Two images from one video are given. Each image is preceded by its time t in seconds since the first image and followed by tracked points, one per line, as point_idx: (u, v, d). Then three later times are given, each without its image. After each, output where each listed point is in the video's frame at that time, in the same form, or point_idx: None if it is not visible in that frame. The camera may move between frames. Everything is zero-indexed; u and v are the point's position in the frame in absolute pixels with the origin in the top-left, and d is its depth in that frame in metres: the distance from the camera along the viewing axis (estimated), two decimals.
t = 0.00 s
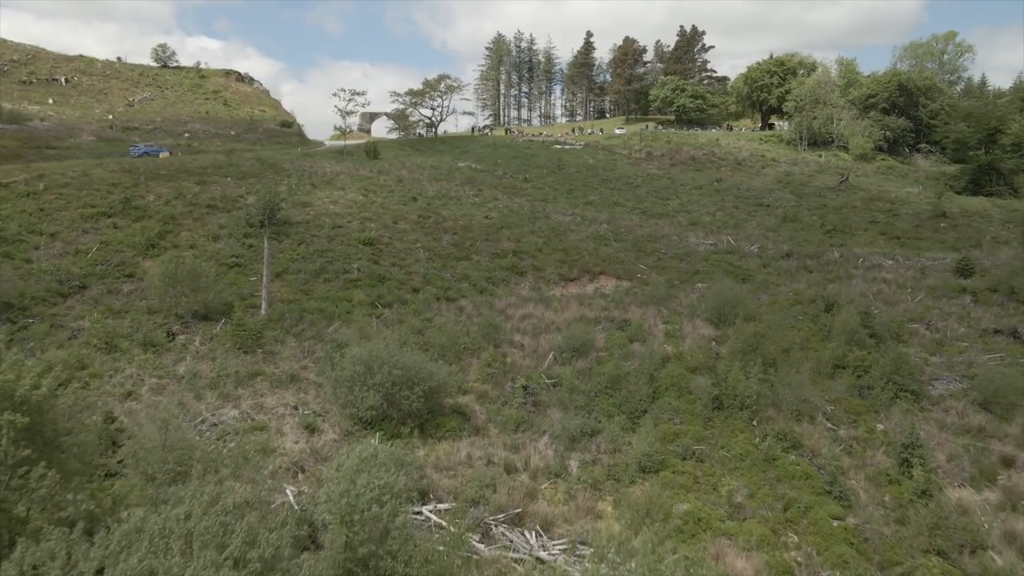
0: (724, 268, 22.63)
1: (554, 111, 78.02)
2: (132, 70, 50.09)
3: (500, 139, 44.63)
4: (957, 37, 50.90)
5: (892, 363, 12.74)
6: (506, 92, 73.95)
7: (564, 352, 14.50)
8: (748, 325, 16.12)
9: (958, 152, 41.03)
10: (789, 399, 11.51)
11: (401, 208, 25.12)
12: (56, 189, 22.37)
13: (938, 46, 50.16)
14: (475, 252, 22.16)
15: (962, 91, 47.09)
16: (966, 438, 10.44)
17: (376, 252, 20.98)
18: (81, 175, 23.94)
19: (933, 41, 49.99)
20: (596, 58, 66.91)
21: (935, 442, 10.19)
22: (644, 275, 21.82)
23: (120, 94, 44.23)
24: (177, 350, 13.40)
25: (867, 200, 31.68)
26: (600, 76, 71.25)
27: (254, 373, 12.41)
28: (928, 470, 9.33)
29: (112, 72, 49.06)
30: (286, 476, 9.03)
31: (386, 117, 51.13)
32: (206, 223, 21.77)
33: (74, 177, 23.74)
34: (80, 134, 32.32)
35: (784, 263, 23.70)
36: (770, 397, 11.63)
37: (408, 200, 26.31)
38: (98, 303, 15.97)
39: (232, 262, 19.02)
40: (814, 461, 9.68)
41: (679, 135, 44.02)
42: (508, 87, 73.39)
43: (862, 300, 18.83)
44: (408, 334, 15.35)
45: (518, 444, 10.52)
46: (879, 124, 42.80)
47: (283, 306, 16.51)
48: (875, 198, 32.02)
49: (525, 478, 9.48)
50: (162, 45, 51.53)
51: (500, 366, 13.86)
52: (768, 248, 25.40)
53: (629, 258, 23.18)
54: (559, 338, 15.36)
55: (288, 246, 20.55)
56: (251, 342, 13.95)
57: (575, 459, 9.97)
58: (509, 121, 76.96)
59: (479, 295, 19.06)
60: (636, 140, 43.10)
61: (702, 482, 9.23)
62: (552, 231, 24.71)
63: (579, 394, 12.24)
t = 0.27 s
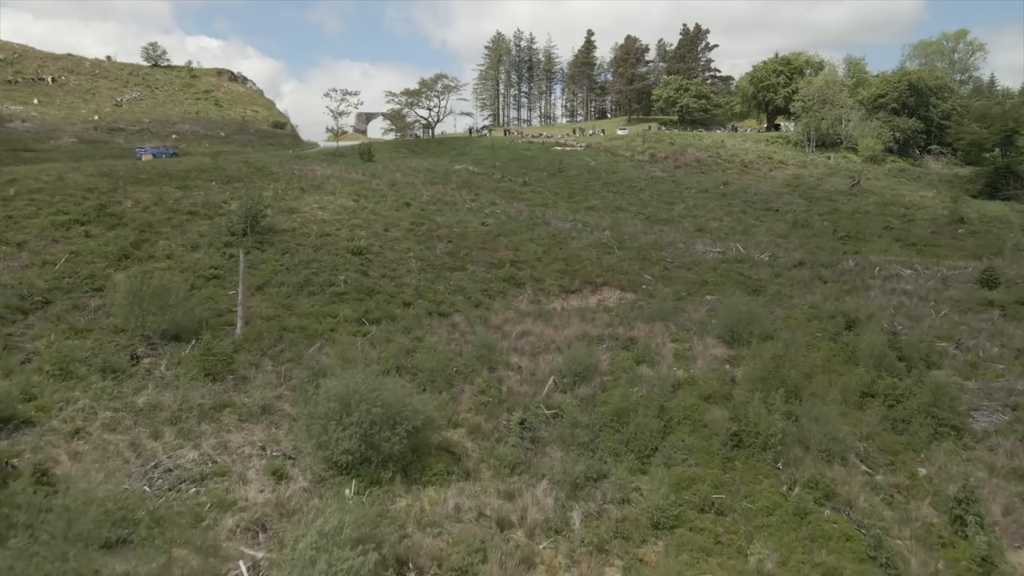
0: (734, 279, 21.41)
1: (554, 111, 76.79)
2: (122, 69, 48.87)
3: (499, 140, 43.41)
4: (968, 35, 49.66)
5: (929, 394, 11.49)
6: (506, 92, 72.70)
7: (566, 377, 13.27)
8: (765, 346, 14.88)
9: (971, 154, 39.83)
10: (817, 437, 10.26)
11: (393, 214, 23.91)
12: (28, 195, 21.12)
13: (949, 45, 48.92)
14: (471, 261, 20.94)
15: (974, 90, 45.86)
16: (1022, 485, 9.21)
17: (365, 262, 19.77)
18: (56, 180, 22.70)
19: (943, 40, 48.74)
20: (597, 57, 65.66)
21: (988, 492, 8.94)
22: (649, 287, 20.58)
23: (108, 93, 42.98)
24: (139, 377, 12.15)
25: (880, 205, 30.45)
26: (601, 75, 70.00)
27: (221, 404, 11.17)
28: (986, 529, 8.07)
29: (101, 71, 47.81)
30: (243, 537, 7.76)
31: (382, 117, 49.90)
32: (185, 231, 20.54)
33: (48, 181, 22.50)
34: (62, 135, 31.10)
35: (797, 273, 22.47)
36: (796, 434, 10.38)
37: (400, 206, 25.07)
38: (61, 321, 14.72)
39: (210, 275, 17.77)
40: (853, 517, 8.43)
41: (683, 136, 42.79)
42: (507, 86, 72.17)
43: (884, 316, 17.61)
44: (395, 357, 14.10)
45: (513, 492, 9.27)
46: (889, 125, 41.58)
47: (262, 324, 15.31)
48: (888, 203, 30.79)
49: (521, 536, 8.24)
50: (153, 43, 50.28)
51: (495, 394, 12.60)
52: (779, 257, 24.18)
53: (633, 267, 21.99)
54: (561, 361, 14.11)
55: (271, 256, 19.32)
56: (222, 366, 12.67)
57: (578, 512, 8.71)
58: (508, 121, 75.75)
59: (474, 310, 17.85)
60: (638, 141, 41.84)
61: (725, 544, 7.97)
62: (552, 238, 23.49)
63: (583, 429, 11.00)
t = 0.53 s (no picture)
0: (744, 289, 20.35)
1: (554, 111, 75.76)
2: (112, 69, 47.83)
3: (498, 142, 42.35)
4: (978, 34, 48.59)
5: (968, 426, 10.42)
6: (505, 92, 71.66)
7: (567, 403, 12.22)
8: (781, 366, 13.82)
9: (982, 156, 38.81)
10: (849, 477, 9.17)
11: (386, 220, 22.85)
12: None
13: (958, 44, 47.85)
14: (466, 271, 19.89)
15: (984, 90, 44.81)
16: None
17: (354, 273, 18.72)
18: (32, 184, 21.64)
19: (953, 39, 47.66)
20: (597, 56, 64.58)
21: None
22: (654, 298, 19.53)
23: (97, 94, 41.94)
24: (100, 405, 11.06)
25: (892, 210, 29.39)
26: (602, 75, 68.92)
27: (187, 439, 10.09)
28: None
29: (90, 71, 46.74)
30: None
31: (379, 118, 48.86)
32: (166, 239, 19.47)
33: (24, 186, 21.43)
34: (44, 137, 30.03)
35: (809, 282, 21.42)
36: (824, 474, 9.29)
37: (394, 212, 24.00)
38: (22, 339, 13.63)
39: (189, 288, 16.70)
40: None
41: (686, 138, 41.73)
42: (506, 86, 71.14)
43: (905, 331, 16.56)
44: (383, 379, 13.04)
45: (508, 543, 8.17)
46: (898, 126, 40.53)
47: (241, 342, 14.26)
48: (901, 207, 29.73)
49: None
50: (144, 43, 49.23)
51: (489, 423, 11.54)
52: (789, 264, 23.12)
53: (638, 277, 20.93)
54: (561, 383, 13.05)
55: (255, 266, 18.25)
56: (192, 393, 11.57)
57: (583, 570, 7.60)
58: (508, 122, 74.73)
59: (469, 324, 16.80)
60: (641, 143, 40.76)
61: None
62: (552, 246, 22.44)
63: (586, 465, 9.92)
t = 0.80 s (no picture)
0: (756, 303, 19.14)
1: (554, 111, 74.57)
2: (101, 68, 46.63)
3: (496, 143, 41.11)
4: (989, 33, 47.35)
5: None
6: (504, 92, 70.40)
7: (569, 439, 10.99)
8: (804, 395, 12.61)
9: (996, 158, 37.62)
10: (895, 537, 7.94)
11: (377, 228, 21.64)
12: None
13: (969, 43, 46.60)
14: (461, 283, 18.70)
15: (997, 90, 43.58)
16: None
17: (341, 285, 17.49)
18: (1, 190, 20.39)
19: (964, 37, 46.36)
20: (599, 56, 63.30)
21: None
22: (661, 313, 18.33)
23: (84, 94, 40.72)
24: (43, 444, 9.81)
25: (907, 215, 28.15)
26: (603, 74, 67.64)
27: (137, 488, 8.85)
28: None
29: (78, 71, 45.51)
30: None
31: (375, 119, 47.62)
32: (140, 248, 18.24)
33: None
34: (23, 139, 28.78)
35: (825, 294, 20.21)
36: (867, 532, 8.07)
37: (385, 219, 22.78)
38: None
39: (161, 303, 15.49)
40: None
41: (691, 139, 40.47)
42: (506, 86, 69.94)
43: (934, 351, 15.34)
44: (365, 409, 11.82)
45: None
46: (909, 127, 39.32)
47: (213, 366, 13.04)
48: (916, 212, 28.50)
49: None
50: (134, 41, 47.98)
51: (482, 463, 10.33)
52: (803, 274, 21.89)
53: (643, 289, 19.73)
54: (563, 414, 11.84)
55: (234, 279, 17.01)
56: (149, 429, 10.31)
57: None
58: (508, 122, 73.52)
59: (463, 343, 15.60)
60: (643, 145, 39.49)
61: None
62: (553, 255, 21.22)
63: (592, 517, 8.70)
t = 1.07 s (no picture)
0: (768, 315, 18.10)
1: (555, 112, 73.54)
2: (91, 68, 45.60)
3: (495, 145, 40.03)
4: (1000, 31, 46.27)
5: None
6: (504, 92, 69.30)
7: (571, 475, 9.96)
8: (827, 423, 11.57)
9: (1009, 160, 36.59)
10: None
11: (369, 235, 20.62)
12: None
13: (980, 41, 45.52)
14: (456, 295, 17.66)
15: (1008, 90, 42.51)
16: None
17: (328, 297, 16.47)
18: None
19: (974, 35, 45.29)
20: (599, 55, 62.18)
21: None
22: (668, 327, 17.29)
23: (72, 94, 39.67)
24: None
25: (921, 220, 27.08)
26: (604, 74, 66.53)
27: (82, 539, 7.80)
28: None
29: (67, 70, 44.47)
30: None
31: (371, 119, 46.60)
32: (115, 258, 17.20)
33: None
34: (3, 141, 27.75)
35: (840, 306, 19.16)
36: None
37: (378, 225, 21.72)
38: None
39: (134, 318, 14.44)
40: None
41: (695, 141, 39.39)
42: (506, 86, 68.90)
43: (962, 369, 14.30)
44: (348, 439, 10.79)
45: None
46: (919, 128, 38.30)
47: (184, 389, 12.00)
48: (930, 216, 27.46)
49: None
50: (125, 40, 46.95)
51: (475, 504, 9.29)
52: (815, 283, 20.86)
53: (648, 300, 18.70)
54: (564, 444, 10.80)
55: (213, 291, 15.98)
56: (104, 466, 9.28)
57: None
58: (507, 123, 72.51)
59: (456, 361, 14.57)
60: (646, 146, 38.38)
61: None
62: (553, 263, 20.20)
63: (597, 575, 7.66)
